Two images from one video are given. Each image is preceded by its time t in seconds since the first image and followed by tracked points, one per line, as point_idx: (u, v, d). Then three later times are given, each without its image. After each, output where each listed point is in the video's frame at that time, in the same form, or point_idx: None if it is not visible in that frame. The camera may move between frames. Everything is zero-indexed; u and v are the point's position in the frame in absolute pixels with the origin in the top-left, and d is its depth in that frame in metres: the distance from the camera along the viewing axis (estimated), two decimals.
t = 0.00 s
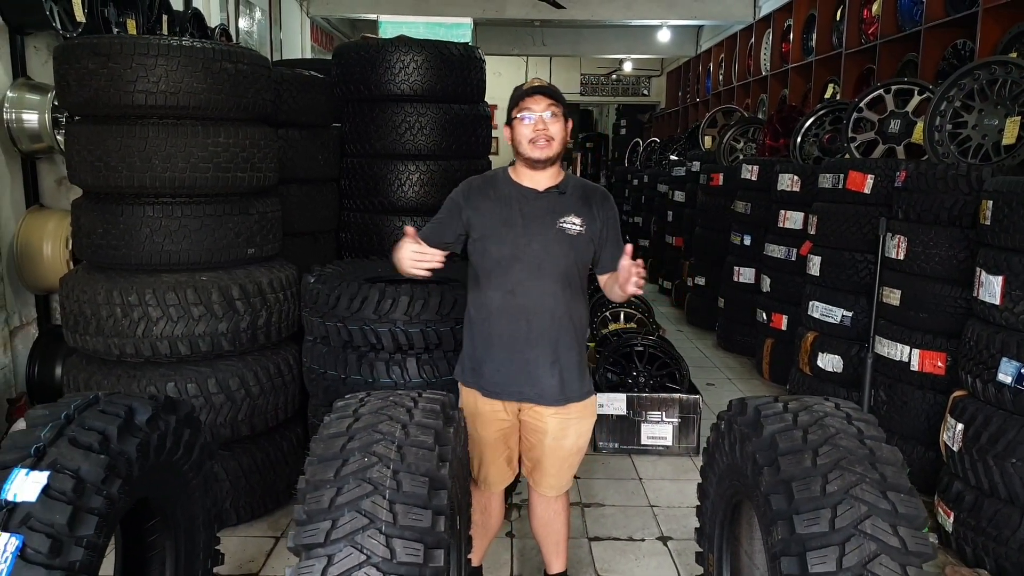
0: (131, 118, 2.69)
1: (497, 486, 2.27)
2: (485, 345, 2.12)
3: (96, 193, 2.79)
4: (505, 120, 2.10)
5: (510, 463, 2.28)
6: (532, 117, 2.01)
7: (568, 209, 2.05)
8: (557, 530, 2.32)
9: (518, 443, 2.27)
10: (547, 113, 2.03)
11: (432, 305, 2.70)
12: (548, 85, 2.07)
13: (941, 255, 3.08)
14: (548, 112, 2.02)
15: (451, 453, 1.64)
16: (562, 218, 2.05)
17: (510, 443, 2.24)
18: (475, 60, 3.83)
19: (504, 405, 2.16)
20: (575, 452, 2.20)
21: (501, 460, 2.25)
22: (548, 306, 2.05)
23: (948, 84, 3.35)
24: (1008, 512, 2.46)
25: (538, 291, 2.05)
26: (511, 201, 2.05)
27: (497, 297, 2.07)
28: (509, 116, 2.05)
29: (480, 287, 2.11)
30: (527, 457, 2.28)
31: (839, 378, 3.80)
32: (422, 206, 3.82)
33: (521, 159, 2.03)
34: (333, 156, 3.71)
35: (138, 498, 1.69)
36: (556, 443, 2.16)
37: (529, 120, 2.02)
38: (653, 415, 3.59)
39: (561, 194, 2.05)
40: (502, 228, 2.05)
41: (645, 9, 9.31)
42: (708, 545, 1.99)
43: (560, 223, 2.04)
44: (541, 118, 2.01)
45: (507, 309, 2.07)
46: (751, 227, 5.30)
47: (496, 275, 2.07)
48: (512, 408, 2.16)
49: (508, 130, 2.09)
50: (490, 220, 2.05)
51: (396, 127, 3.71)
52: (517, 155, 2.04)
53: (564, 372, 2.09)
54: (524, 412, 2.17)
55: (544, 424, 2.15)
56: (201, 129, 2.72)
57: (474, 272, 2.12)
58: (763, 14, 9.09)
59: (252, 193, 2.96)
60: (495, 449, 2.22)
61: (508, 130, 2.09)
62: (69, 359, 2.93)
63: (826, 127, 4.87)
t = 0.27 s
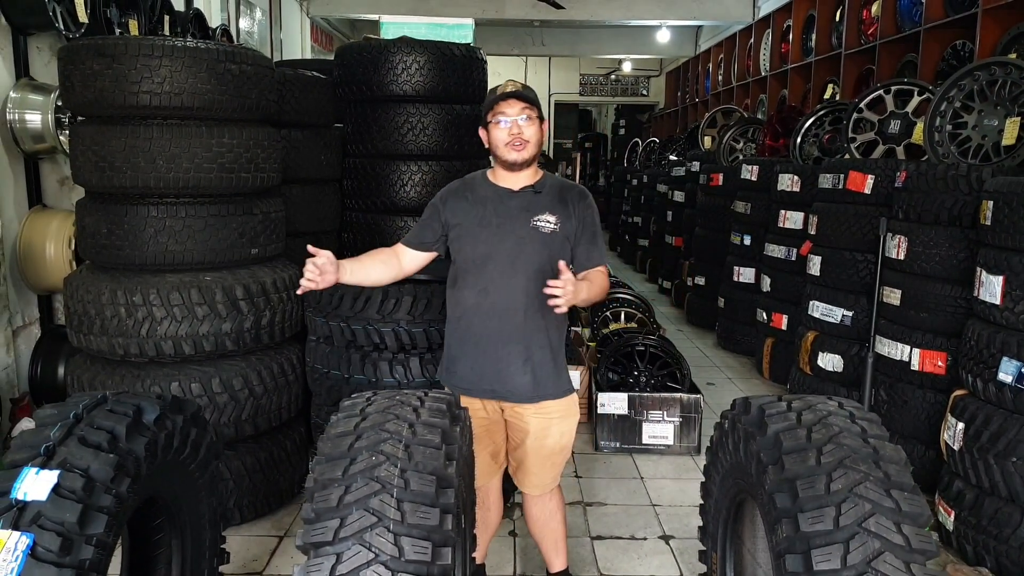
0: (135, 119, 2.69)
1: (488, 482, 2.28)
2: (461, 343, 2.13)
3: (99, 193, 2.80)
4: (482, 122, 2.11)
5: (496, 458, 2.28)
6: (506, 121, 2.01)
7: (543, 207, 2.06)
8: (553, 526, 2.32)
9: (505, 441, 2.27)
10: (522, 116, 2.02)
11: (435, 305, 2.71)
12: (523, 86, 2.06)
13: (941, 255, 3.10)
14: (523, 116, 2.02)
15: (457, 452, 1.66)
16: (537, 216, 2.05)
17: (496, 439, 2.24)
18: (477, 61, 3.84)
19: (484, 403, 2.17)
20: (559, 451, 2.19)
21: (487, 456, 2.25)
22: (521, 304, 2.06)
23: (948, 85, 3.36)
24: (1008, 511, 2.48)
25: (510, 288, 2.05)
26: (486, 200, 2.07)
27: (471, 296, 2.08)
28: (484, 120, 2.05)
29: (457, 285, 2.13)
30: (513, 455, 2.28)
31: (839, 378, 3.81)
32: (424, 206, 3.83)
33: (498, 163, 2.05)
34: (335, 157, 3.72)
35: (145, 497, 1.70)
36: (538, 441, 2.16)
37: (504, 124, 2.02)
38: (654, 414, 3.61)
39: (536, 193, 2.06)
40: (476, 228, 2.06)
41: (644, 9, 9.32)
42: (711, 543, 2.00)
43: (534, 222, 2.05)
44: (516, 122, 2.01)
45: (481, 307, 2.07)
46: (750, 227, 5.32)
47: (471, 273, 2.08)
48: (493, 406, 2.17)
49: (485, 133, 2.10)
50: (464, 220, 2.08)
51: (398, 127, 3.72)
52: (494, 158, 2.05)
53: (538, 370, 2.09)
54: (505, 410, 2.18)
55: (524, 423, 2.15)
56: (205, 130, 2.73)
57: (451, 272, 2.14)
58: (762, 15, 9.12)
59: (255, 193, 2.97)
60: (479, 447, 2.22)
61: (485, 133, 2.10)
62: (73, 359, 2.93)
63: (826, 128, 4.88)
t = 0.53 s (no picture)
0: (137, 119, 2.70)
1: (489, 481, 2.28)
2: (454, 343, 2.14)
3: (101, 193, 2.80)
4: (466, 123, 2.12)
5: (495, 457, 2.27)
6: (486, 120, 2.01)
7: (530, 204, 2.04)
8: (556, 524, 2.32)
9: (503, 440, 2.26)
10: (501, 113, 2.02)
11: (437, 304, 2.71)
12: (501, 84, 2.07)
13: (942, 255, 3.10)
14: (502, 113, 2.02)
15: (461, 450, 1.66)
16: (524, 214, 2.04)
17: (494, 438, 2.23)
18: (477, 60, 3.84)
19: (480, 403, 2.17)
20: (557, 449, 2.18)
21: (485, 455, 2.25)
22: (513, 302, 2.06)
23: (948, 84, 3.36)
24: (1010, 510, 2.48)
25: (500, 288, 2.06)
26: (474, 201, 2.07)
27: (463, 296, 2.09)
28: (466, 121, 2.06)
29: (448, 287, 2.14)
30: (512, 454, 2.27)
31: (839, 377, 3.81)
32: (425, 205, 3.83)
33: (484, 163, 2.05)
34: (336, 156, 3.72)
35: (149, 496, 1.70)
36: (535, 440, 2.15)
37: (485, 123, 2.03)
38: (655, 413, 3.61)
39: (523, 191, 2.05)
40: (465, 228, 2.07)
41: (644, 8, 9.32)
42: (714, 542, 2.00)
43: (521, 220, 2.04)
44: (495, 120, 2.02)
45: (472, 307, 2.08)
46: (751, 226, 5.32)
47: (461, 274, 2.09)
48: (489, 405, 2.17)
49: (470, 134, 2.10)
50: (454, 221, 2.09)
51: (399, 127, 3.72)
52: (479, 159, 2.06)
53: (532, 367, 2.09)
54: (502, 409, 2.18)
55: (522, 421, 2.15)
56: (207, 129, 2.73)
57: (444, 273, 2.15)
58: (762, 14, 9.13)
59: (257, 192, 2.97)
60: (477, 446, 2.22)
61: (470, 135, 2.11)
62: (75, 359, 2.93)
63: (826, 127, 4.88)
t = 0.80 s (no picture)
0: (138, 116, 2.69)
1: (495, 482, 2.28)
2: (471, 342, 2.12)
3: (102, 191, 2.80)
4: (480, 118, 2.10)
5: (505, 457, 2.27)
6: (502, 116, 1.99)
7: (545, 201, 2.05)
8: (559, 523, 2.31)
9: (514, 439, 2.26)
10: (517, 109, 2.00)
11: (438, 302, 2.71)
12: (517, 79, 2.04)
13: (944, 253, 3.09)
14: (518, 109, 2.00)
15: (462, 447, 1.66)
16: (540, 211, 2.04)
17: (505, 438, 2.23)
18: (478, 58, 3.84)
19: (495, 402, 2.16)
20: (570, 448, 2.19)
21: (496, 455, 2.24)
22: (531, 300, 2.05)
23: (950, 82, 3.34)
24: (1012, 509, 2.48)
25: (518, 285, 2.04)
26: (488, 199, 2.07)
27: (481, 294, 2.07)
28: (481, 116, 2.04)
29: (463, 285, 2.12)
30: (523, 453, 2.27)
31: (841, 375, 3.81)
32: (426, 204, 3.83)
33: (498, 159, 2.04)
34: (337, 155, 3.72)
35: (150, 493, 1.70)
36: (549, 439, 2.15)
37: (500, 119, 2.00)
38: (656, 412, 3.61)
39: (538, 188, 2.05)
40: (480, 226, 2.06)
41: (645, 7, 9.32)
42: (715, 540, 2.00)
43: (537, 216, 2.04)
44: (511, 116, 2.00)
45: (490, 305, 2.07)
46: (752, 225, 5.31)
47: (477, 272, 2.08)
48: (504, 404, 2.16)
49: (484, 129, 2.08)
50: (468, 218, 2.08)
51: (399, 125, 3.72)
52: (493, 154, 2.04)
53: (550, 363, 2.09)
54: (517, 408, 2.17)
55: (536, 419, 2.15)
56: (207, 127, 2.72)
57: (458, 272, 2.14)
58: (763, 13, 9.12)
59: (257, 190, 2.96)
60: (489, 445, 2.21)
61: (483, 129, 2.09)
62: (76, 357, 2.93)
63: (828, 125, 4.88)
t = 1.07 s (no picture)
0: (139, 115, 2.69)
1: (504, 482, 2.26)
2: (497, 340, 2.12)
3: (103, 190, 2.80)
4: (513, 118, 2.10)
5: (520, 458, 2.26)
6: (539, 115, 2.00)
7: (577, 202, 2.05)
8: (565, 524, 2.31)
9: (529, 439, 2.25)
10: (554, 110, 2.02)
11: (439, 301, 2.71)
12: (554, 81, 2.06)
13: (945, 252, 3.09)
14: (555, 110, 2.02)
15: (462, 446, 1.66)
16: (572, 211, 2.05)
17: (521, 437, 2.22)
18: (479, 58, 3.84)
19: (516, 401, 2.14)
20: (586, 448, 2.19)
21: (511, 454, 2.24)
22: (561, 300, 2.05)
23: (953, 81, 3.34)
24: (1014, 509, 2.47)
25: (548, 285, 2.05)
26: (520, 196, 2.06)
27: (510, 292, 2.07)
28: (517, 115, 2.05)
29: (491, 283, 2.11)
30: (537, 452, 2.27)
31: (842, 376, 3.80)
32: (427, 203, 3.83)
33: (531, 158, 2.04)
34: (339, 154, 3.72)
35: (150, 492, 1.70)
36: (568, 438, 2.15)
37: (537, 119, 2.01)
38: (657, 411, 3.60)
39: (569, 189, 2.06)
40: (512, 224, 2.05)
41: (647, 7, 9.31)
42: (716, 539, 1.99)
43: (570, 216, 2.04)
44: (548, 117, 2.01)
45: (519, 305, 2.06)
46: (754, 225, 5.31)
47: (507, 270, 2.07)
48: (525, 404, 2.15)
49: (516, 129, 2.09)
50: (499, 215, 2.07)
51: (401, 124, 3.72)
52: (526, 153, 2.04)
53: (575, 364, 2.09)
54: (536, 408, 2.16)
55: (556, 419, 2.15)
56: (208, 126, 2.72)
57: (485, 269, 2.13)
58: (765, 13, 9.12)
59: (258, 189, 2.97)
60: (505, 444, 2.20)
61: (516, 129, 2.09)
62: (77, 356, 2.93)
63: (829, 125, 4.87)
